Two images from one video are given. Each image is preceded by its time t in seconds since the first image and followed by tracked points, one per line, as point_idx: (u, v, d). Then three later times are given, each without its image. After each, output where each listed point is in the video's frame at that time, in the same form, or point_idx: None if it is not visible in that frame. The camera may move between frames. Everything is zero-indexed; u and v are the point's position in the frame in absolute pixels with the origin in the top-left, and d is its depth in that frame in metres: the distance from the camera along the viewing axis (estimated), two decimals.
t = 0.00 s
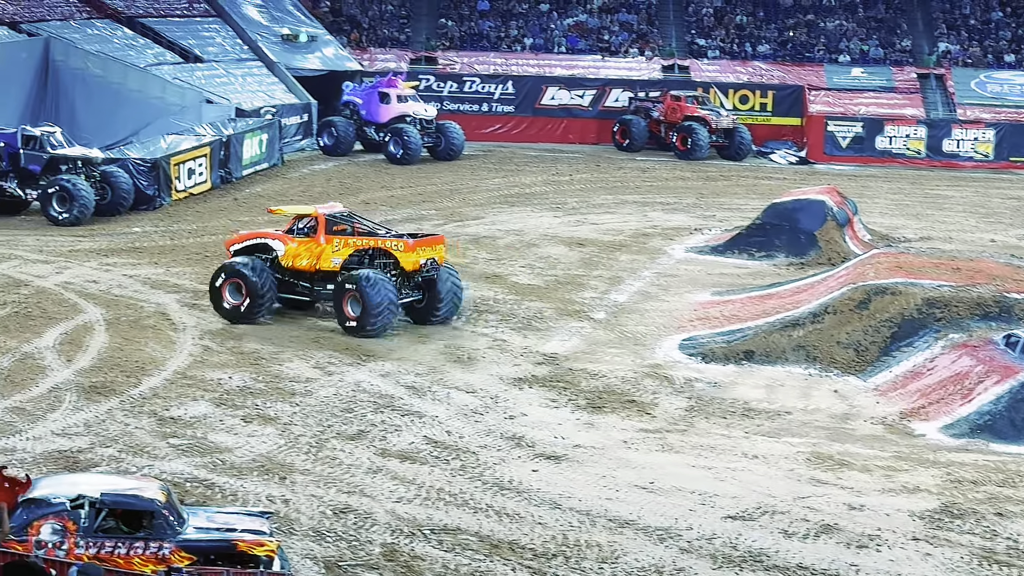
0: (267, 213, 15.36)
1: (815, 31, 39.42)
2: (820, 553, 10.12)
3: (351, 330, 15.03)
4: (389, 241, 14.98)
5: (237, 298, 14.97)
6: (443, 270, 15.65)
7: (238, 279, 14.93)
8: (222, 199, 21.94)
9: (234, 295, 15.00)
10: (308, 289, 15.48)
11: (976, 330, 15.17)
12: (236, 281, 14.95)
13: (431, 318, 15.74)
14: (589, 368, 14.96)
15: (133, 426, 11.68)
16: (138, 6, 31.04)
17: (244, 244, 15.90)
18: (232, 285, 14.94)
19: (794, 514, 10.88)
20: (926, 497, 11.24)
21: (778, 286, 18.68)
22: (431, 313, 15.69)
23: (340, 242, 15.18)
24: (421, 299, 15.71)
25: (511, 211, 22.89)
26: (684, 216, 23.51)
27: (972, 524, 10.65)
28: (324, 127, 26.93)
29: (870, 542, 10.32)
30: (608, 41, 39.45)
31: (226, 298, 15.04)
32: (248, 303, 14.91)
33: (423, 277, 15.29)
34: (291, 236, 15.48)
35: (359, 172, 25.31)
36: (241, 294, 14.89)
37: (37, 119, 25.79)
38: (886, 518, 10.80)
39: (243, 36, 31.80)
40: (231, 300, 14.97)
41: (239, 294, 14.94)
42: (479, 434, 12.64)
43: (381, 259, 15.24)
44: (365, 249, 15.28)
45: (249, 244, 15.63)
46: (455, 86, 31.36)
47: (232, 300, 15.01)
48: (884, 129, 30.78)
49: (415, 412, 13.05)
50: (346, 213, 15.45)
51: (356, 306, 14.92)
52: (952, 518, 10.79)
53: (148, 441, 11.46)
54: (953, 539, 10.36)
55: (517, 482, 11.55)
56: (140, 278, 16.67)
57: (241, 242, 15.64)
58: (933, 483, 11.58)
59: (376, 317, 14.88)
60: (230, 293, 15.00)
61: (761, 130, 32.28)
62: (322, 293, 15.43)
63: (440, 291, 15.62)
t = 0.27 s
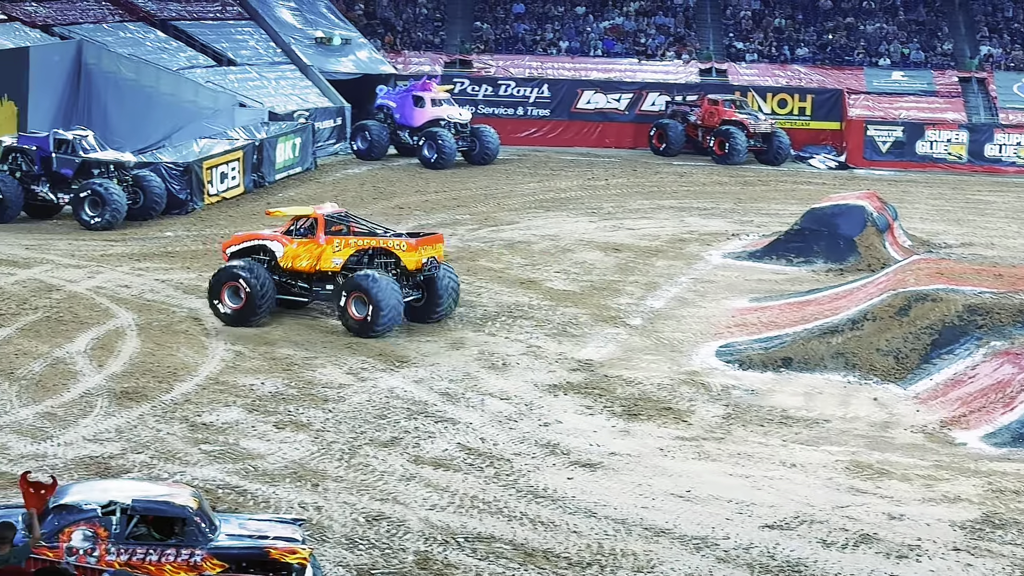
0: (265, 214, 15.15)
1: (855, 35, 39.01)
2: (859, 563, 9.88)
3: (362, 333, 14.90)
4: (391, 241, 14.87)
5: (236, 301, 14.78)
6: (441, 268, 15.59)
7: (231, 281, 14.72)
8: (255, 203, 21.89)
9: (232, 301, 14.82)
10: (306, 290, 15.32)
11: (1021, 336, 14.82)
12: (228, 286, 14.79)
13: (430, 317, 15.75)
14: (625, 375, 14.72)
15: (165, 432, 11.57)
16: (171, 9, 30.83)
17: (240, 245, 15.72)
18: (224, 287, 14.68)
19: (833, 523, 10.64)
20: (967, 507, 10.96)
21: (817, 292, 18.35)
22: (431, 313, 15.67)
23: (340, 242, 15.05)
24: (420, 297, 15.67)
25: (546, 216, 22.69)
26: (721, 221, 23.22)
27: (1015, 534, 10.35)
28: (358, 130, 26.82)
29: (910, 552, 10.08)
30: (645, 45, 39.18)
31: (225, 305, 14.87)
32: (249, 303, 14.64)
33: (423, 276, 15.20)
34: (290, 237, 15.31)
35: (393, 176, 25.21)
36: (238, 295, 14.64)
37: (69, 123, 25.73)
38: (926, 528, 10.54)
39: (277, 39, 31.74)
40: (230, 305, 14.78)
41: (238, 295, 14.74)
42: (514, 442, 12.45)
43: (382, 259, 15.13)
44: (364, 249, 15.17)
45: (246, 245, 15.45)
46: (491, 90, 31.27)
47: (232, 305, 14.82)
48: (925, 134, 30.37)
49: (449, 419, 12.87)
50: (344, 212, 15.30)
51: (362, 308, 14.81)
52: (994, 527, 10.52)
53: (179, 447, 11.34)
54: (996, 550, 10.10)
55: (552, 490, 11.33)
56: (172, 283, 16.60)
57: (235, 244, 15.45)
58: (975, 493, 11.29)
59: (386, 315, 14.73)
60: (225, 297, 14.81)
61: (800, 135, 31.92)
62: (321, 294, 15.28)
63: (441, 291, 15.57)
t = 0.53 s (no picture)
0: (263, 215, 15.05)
1: (892, 38, 38.59)
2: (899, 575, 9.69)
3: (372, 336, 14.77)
4: (390, 243, 14.84)
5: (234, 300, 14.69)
6: (439, 269, 15.52)
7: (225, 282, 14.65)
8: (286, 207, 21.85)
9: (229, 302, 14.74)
10: (303, 290, 15.28)
11: None
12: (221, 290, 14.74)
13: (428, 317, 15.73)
14: (659, 381, 14.52)
15: (195, 437, 11.50)
16: (203, 12, 31.25)
17: (236, 245, 15.64)
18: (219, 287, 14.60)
19: (869, 532, 10.49)
20: (1005, 516, 10.78)
21: (853, 298, 18.08)
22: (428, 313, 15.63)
23: (339, 244, 15.01)
24: (416, 297, 15.60)
25: (579, 221, 22.54)
26: (757, 226, 22.98)
27: None
28: (391, 134, 26.80)
29: (947, 562, 9.94)
30: (679, 48, 38.94)
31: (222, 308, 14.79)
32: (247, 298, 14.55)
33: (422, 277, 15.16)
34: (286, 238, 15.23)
35: (425, 180, 25.14)
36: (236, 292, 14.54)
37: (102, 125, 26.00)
38: (965, 537, 10.39)
39: (309, 42, 31.86)
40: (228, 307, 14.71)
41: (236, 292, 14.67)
42: (546, 448, 12.29)
43: (379, 261, 15.09)
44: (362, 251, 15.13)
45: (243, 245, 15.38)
46: (524, 93, 31.10)
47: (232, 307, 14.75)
48: (963, 138, 29.88)
49: (481, 424, 12.74)
50: (341, 214, 15.25)
51: (364, 312, 14.71)
52: None
53: (210, 452, 11.26)
54: None
55: (585, 497, 11.17)
56: (203, 286, 16.56)
57: (231, 245, 15.39)
58: (1016, 503, 11.07)
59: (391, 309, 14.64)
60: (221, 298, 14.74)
61: (836, 139, 31.57)
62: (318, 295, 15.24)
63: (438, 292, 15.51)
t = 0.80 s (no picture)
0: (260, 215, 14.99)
1: (927, 41, 38.19)
2: None
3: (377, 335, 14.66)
4: (387, 244, 14.78)
5: (226, 299, 14.67)
6: (436, 270, 15.44)
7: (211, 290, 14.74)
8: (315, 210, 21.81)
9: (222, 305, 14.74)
10: (299, 290, 15.24)
11: None
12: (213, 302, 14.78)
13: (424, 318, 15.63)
14: (690, 387, 14.34)
15: (223, 442, 11.43)
16: (232, 14, 31.34)
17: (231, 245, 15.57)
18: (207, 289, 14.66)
19: (902, 540, 10.37)
20: None
21: (886, 303, 17.82)
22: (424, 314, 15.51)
23: (336, 244, 14.95)
24: (413, 299, 15.51)
25: (609, 225, 22.38)
26: (789, 231, 22.74)
27: None
28: (420, 137, 26.72)
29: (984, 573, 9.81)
30: (711, 51, 38.68)
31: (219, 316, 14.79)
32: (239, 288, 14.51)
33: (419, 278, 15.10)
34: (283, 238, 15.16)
35: (454, 183, 25.06)
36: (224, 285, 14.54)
37: (130, 128, 26.02)
38: (1001, 549, 10.26)
39: (338, 44, 31.89)
40: (222, 311, 14.67)
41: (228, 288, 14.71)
42: (576, 454, 12.14)
43: (376, 262, 15.02)
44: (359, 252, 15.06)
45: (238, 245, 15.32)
46: (553, 96, 30.89)
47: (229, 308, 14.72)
48: (999, 142, 29.43)
49: (510, 430, 12.60)
50: (337, 215, 15.19)
51: (363, 312, 14.68)
52: None
53: (237, 457, 11.18)
54: None
55: (615, 504, 11.02)
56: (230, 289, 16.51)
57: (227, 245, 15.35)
58: None
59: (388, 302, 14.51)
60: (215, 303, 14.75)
61: (869, 143, 31.22)
62: (314, 295, 15.20)
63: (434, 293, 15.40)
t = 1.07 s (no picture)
0: (256, 214, 14.89)
1: (959, 44, 37.81)
2: None
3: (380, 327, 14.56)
4: (384, 243, 14.71)
5: (223, 303, 14.60)
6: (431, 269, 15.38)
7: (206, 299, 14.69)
8: (341, 214, 21.77)
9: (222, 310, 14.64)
10: (295, 290, 15.14)
11: None
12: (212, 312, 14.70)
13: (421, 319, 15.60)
14: (719, 393, 14.15)
15: (248, 446, 11.36)
16: (259, 16, 31.41)
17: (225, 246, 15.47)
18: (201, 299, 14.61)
19: (933, 548, 10.22)
20: None
21: (918, 309, 17.57)
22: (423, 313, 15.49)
23: (332, 243, 14.86)
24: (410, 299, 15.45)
25: (637, 229, 22.21)
26: (819, 235, 22.49)
27: None
28: (447, 140, 26.66)
29: None
30: (741, 53, 38.43)
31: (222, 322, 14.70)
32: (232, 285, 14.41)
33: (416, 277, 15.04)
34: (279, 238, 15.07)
35: (481, 187, 24.96)
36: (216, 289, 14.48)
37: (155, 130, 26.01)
38: None
39: (365, 46, 31.94)
40: (224, 314, 14.56)
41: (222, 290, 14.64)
42: (603, 460, 11.99)
43: (373, 261, 14.94)
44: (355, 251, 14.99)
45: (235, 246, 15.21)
46: (582, 99, 30.81)
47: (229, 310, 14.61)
48: None
49: (537, 435, 12.47)
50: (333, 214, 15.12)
51: (363, 311, 14.64)
52: None
53: (263, 462, 11.11)
54: None
55: (643, 510, 10.86)
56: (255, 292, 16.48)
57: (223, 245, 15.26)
58: None
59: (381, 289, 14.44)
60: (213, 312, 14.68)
61: (900, 147, 30.88)
62: (310, 295, 15.10)
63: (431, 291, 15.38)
